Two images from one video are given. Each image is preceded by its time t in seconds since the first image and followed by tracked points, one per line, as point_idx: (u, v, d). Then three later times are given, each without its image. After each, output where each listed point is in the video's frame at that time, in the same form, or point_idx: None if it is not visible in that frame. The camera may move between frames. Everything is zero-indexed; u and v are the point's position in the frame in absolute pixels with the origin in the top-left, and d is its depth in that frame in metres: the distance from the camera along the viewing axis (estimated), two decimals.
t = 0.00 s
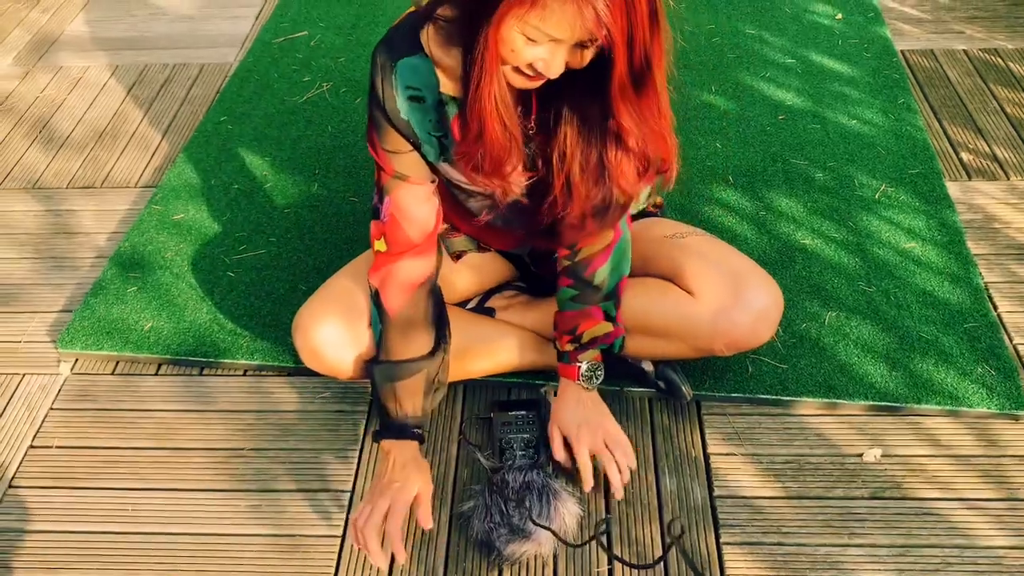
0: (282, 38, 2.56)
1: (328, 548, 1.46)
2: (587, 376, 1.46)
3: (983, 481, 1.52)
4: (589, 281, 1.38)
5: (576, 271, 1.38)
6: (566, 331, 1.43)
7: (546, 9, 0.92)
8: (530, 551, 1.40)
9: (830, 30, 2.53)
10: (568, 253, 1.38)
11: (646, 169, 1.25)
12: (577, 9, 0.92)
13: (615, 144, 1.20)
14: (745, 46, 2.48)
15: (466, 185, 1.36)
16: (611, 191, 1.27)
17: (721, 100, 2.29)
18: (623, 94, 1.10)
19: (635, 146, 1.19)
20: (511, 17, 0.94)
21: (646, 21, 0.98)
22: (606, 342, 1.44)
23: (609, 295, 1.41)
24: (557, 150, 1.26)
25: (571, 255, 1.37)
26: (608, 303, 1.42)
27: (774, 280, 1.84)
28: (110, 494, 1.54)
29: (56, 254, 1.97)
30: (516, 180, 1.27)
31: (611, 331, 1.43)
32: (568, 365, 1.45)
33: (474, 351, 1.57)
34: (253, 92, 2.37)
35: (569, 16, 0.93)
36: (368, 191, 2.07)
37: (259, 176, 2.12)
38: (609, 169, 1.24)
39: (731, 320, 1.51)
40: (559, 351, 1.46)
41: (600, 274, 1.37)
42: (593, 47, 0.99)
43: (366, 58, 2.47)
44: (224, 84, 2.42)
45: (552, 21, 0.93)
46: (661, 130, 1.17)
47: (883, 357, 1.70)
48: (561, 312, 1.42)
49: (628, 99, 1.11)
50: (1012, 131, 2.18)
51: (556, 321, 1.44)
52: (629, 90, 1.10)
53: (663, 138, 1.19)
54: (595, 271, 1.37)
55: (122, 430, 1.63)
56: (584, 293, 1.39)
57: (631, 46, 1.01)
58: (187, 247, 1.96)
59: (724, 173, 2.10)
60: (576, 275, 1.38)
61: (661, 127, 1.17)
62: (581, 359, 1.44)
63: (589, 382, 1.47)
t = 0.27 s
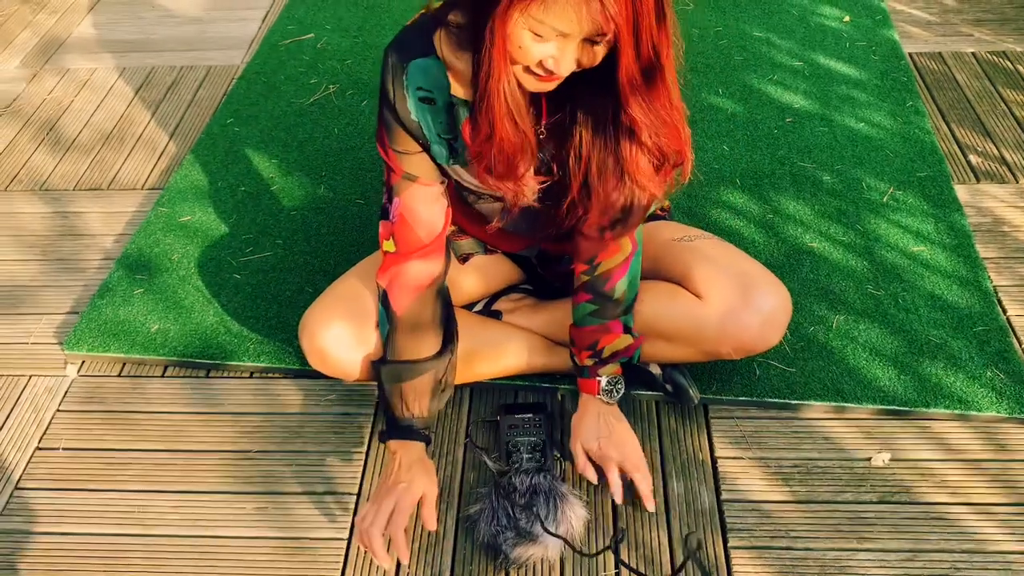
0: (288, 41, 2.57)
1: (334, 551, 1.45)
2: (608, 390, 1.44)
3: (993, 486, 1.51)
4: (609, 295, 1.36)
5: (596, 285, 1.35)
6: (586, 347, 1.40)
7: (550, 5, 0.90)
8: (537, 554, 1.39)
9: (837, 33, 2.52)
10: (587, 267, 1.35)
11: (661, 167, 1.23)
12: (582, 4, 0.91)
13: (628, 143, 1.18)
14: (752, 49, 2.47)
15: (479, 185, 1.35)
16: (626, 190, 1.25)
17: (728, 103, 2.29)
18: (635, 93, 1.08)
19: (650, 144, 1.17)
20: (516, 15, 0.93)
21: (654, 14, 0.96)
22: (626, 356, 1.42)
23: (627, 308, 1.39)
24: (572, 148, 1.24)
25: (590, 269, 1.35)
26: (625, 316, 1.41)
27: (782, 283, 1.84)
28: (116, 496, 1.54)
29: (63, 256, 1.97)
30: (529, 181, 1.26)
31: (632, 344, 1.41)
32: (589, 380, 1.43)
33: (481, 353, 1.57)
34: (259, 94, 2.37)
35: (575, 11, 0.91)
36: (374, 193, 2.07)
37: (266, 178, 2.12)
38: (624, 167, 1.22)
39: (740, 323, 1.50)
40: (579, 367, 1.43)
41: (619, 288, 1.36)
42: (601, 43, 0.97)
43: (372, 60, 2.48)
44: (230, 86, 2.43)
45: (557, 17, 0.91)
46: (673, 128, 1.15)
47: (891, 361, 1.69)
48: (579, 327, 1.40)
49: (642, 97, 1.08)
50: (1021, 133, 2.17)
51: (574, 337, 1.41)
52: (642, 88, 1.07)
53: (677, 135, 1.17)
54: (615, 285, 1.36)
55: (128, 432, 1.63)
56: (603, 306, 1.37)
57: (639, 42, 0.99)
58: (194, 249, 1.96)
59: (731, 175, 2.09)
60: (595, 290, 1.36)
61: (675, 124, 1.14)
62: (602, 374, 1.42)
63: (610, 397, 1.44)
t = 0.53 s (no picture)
0: (294, 44, 2.57)
1: (336, 555, 1.45)
2: (615, 409, 1.43)
3: (996, 494, 1.50)
4: (615, 310, 1.35)
5: (602, 301, 1.35)
6: (592, 363, 1.40)
7: (553, 14, 0.91)
8: (539, 558, 1.39)
9: (842, 39, 2.53)
10: (594, 282, 1.36)
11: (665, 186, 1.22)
12: (585, 13, 0.91)
13: (632, 160, 1.17)
14: (758, 55, 2.47)
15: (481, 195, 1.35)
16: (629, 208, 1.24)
17: (733, 109, 2.29)
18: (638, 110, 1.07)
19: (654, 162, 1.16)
20: (520, 27, 0.93)
21: (659, 30, 0.96)
22: (632, 372, 1.42)
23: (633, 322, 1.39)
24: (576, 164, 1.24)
25: (598, 285, 1.35)
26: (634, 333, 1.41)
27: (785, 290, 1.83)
28: (118, 498, 1.54)
29: (68, 257, 1.98)
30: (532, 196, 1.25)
31: (638, 361, 1.41)
32: (596, 397, 1.44)
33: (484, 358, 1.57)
34: (265, 97, 2.38)
35: (578, 21, 0.92)
36: (378, 197, 2.08)
37: (270, 181, 2.13)
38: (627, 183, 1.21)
39: (744, 330, 1.50)
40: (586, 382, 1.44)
41: (627, 304, 1.36)
42: (604, 55, 0.97)
43: (378, 64, 2.48)
44: (236, 89, 2.43)
45: (559, 26, 0.92)
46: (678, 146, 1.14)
47: (895, 368, 1.69)
48: (586, 343, 1.39)
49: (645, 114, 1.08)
50: None
51: (580, 351, 1.42)
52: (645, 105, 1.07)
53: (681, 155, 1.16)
54: (622, 300, 1.36)
55: (131, 434, 1.63)
56: (611, 323, 1.37)
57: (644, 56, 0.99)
58: (198, 251, 1.96)
59: (735, 181, 2.09)
60: (602, 305, 1.36)
61: (679, 142, 1.14)
62: (608, 391, 1.43)
63: (618, 416, 1.44)
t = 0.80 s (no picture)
0: (300, 46, 2.58)
1: (335, 556, 1.45)
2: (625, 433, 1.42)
3: (997, 505, 1.50)
4: (625, 335, 1.33)
5: (611, 326, 1.33)
6: (602, 387, 1.39)
7: (562, 31, 0.91)
8: (538, 563, 1.39)
9: (848, 48, 2.53)
10: (603, 306, 1.34)
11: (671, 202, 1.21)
12: (595, 30, 0.91)
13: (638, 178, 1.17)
14: (763, 63, 2.47)
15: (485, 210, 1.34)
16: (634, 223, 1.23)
17: (738, 116, 2.29)
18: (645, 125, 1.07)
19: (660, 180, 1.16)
20: (528, 45, 0.93)
21: (667, 46, 0.96)
22: (643, 397, 1.39)
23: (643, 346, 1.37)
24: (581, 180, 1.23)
25: (606, 310, 1.34)
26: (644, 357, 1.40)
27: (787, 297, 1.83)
28: (118, 496, 1.54)
29: (72, 255, 1.98)
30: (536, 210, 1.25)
31: (648, 385, 1.38)
32: (607, 421, 1.42)
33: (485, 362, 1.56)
34: (270, 99, 2.38)
35: (587, 37, 0.91)
36: (382, 200, 2.08)
37: (275, 182, 2.13)
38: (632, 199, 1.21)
39: (745, 338, 1.50)
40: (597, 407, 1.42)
41: (636, 328, 1.33)
42: (613, 70, 0.97)
43: (383, 67, 2.49)
44: (241, 90, 2.44)
45: (567, 43, 0.92)
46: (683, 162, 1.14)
47: (897, 377, 1.68)
48: (595, 368, 1.38)
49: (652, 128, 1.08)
50: None
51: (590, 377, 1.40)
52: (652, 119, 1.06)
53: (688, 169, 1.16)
54: (631, 323, 1.33)
55: (132, 433, 1.63)
56: (621, 347, 1.34)
57: (651, 71, 0.99)
58: (201, 251, 1.97)
59: (739, 189, 2.09)
60: (611, 330, 1.34)
61: (686, 157, 1.13)
62: (619, 416, 1.41)
63: (628, 440, 1.42)
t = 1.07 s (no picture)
0: (308, 45, 2.58)
1: (334, 555, 1.45)
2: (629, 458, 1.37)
3: (999, 516, 1.49)
4: (633, 354, 1.32)
5: (619, 345, 1.32)
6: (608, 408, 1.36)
7: (568, 41, 0.90)
8: (537, 566, 1.39)
9: (856, 55, 2.52)
10: (612, 324, 1.33)
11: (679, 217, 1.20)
12: (601, 41, 0.90)
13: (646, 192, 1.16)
14: (771, 69, 2.47)
15: (492, 216, 1.33)
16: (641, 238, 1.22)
17: (744, 122, 2.29)
18: (653, 138, 1.06)
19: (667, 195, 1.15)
20: (535, 53, 0.93)
21: (676, 61, 0.95)
22: (651, 419, 1.37)
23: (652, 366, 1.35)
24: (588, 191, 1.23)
25: (615, 328, 1.33)
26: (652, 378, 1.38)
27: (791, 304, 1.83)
28: (118, 491, 1.54)
29: (76, 249, 1.99)
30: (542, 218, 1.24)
31: (656, 407, 1.37)
32: (612, 445, 1.38)
33: (487, 364, 1.57)
34: (277, 96, 2.39)
35: (594, 49, 0.91)
36: (387, 199, 2.08)
37: (280, 180, 2.13)
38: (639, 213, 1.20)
39: (749, 345, 1.50)
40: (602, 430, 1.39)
41: (645, 347, 1.32)
42: (619, 82, 0.96)
43: (391, 66, 2.49)
44: (248, 87, 2.44)
45: (574, 52, 0.91)
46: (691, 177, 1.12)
47: (900, 386, 1.68)
48: (601, 388, 1.36)
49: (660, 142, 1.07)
50: None
51: (596, 398, 1.37)
52: (660, 133, 1.05)
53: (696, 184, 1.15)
54: (640, 343, 1.32)
55: (133, 428, 1.63)
56: (630, 366, 1.33)
57: (659, 85, 0.98)
58: (206, 247, 1.97)
59: (745, 195, 2.09)
60: (620, 350, 1.33)
61: (693, 172, 1.12)
62: (624, 439, 1.37)
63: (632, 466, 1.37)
